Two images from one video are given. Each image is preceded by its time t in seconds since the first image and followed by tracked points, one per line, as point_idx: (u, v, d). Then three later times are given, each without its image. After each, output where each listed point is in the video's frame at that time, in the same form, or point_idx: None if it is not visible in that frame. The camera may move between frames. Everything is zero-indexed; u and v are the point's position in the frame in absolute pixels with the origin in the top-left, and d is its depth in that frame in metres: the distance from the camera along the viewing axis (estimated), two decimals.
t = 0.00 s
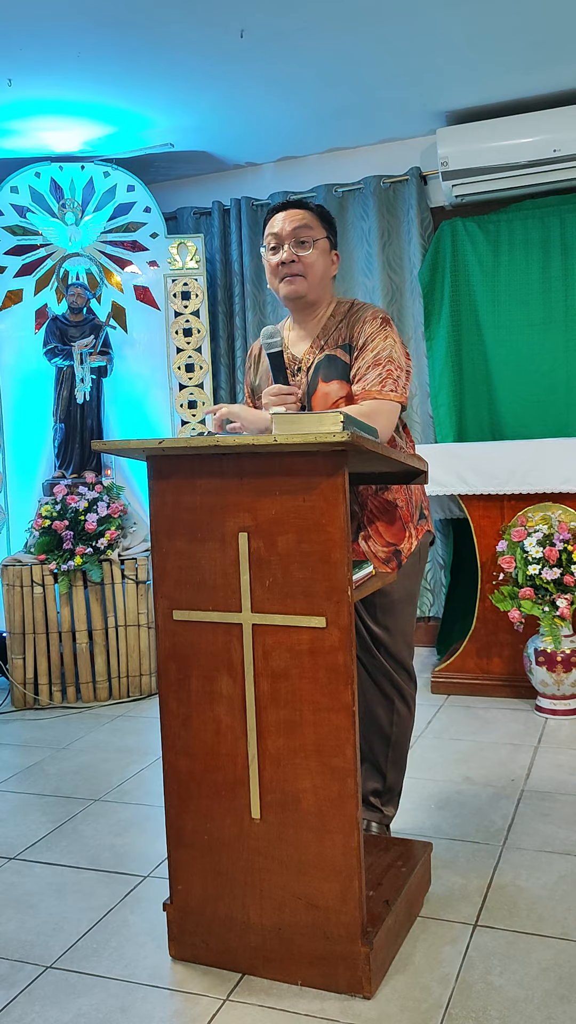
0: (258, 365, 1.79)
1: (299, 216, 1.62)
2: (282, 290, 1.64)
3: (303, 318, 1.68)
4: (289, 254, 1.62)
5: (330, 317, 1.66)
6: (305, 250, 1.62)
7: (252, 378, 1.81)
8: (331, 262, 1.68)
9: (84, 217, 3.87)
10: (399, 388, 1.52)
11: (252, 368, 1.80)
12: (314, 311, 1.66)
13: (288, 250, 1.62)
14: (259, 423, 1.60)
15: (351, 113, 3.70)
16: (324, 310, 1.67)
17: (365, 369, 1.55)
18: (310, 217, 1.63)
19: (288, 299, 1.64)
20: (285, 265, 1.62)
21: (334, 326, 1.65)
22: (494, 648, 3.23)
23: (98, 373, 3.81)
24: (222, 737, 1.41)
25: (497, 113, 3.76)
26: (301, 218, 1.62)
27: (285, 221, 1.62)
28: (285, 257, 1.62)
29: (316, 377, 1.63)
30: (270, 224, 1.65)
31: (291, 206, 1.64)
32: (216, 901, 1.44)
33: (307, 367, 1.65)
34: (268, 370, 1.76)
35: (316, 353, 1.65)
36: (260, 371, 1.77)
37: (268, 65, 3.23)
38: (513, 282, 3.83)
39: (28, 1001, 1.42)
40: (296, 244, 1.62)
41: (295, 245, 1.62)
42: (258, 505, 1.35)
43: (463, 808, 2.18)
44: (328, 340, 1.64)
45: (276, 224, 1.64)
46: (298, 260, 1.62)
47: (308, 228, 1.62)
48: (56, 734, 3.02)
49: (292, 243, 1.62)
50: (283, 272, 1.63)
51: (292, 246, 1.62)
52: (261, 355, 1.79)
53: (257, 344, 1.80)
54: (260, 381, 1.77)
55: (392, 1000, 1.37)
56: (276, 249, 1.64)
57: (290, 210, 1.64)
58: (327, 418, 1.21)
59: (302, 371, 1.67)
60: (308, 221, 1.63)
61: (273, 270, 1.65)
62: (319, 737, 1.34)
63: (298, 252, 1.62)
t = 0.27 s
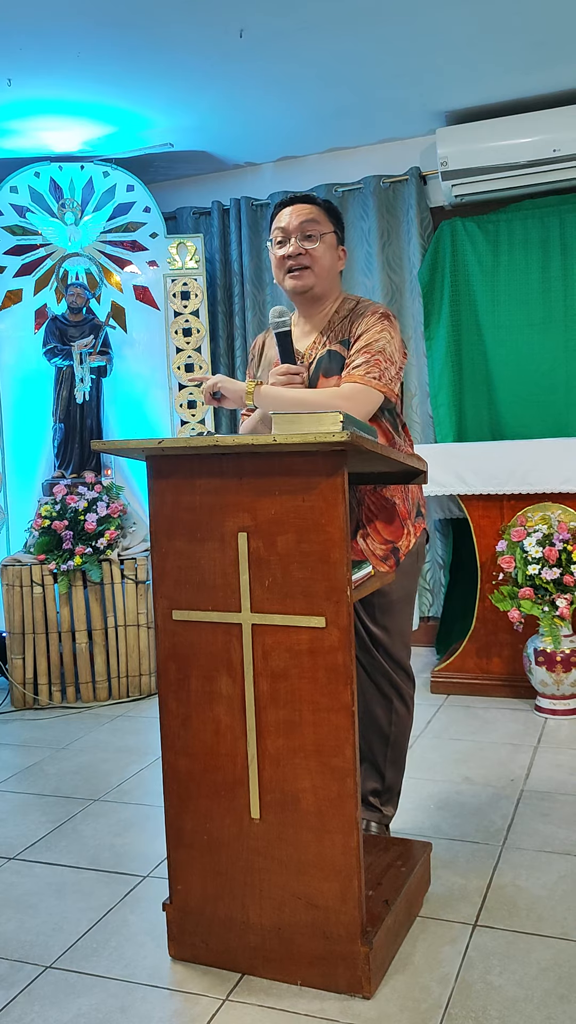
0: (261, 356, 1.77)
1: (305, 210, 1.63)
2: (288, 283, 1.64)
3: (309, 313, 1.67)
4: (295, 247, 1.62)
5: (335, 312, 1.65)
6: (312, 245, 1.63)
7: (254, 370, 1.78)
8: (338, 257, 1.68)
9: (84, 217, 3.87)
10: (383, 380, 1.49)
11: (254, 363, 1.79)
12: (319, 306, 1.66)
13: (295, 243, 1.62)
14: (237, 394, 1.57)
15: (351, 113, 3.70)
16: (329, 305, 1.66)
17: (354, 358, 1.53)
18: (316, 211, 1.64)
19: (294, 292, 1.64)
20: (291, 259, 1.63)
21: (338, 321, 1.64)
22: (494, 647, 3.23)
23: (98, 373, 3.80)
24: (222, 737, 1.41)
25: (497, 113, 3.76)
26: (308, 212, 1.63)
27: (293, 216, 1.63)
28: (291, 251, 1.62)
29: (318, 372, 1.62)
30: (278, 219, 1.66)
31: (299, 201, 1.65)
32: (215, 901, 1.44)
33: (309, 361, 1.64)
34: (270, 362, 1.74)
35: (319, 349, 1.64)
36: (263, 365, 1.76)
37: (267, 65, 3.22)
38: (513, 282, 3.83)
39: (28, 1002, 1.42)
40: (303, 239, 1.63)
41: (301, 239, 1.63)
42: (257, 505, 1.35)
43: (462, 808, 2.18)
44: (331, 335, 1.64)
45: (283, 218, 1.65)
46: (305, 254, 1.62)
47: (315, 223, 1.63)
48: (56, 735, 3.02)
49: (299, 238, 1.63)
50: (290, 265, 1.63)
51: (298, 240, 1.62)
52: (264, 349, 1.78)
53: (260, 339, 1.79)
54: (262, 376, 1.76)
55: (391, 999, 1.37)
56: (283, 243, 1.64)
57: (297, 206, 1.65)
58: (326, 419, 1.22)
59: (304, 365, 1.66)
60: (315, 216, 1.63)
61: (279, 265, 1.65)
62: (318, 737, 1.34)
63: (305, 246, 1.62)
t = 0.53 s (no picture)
0: (260, 355, 1.76)
1: (304, 214, 1.62)
2: (291, 289, 1.64)
3: (311, 317, 1.67)
4: (297, 253, 1.62)
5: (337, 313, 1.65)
6: (313, 249, 1.62)
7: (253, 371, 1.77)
8: (339, 259, 1.68)
9: (83, 217, 3.87)
10: (396, 380, 1.51)
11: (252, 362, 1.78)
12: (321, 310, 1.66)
13: (296, 249, 1.62)
14: (247, 395, 1.50)
15: (351, 113, 3.70)
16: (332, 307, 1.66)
17: (366, 358, 1.54)
18: (315, 215, 1.63)
19: (297, 297, 1.64)
20: (293, 264, 1.62)
21: (341, 322, 1.64)
22: (494, 648, 3.23)
23: (97, 373, 3.80)
24: (222, 738, 1.41)
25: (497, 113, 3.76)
26: (307, 216, 1.62)
27: (292, 220, 1.62)
28: (293, 257, 1.62)
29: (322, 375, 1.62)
30: (276, 223, 1.65)
31: (297, 205, 1.64)
32: (215, 901, 1.43)
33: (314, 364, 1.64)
34: (270, 362, 1.73)
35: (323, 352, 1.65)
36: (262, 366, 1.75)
37: (267, 65, 3.22)
38: (512, 282, 3.83)
39: (27, 1002, 1.42)
40: (304, 244, 1.62)
41: (303, 244, 1.62)
42: (257, 505, 1.35)
43: (462, 808, 2.18)
44: (335, 337, 1.64)
45: (283, 222, 1.64)
46: (307, 259, 1.61)
47: (314, 227, 1.62)
48: (56, 735, 3.02)
49: (300, 243, 1.62)
50: (291, 271, 1.63)
51: (300, 245, 1.62)
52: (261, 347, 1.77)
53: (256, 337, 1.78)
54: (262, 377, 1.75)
55: (391, 1000, 1.37)
56: (283, 250, 1.64)
57: (295, 209, 1.64)
58: (327, 419, 1.22)
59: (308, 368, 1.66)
60: (314, 219, 1.63)
61: (281, 270, 1.64)
62: (318, 737, 1.34)
63: (306, 251, 1.62)
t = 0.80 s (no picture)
0: (257, 356, 1.75)
1: (303, 217, 1.60)
2: (292, 294, 1.64)
3: (310, 320, 1.68)
4: (297, 258, 1.61)
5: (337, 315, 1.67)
6: (314, 254, 1.62)
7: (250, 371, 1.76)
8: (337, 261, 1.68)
9: (83, 218, 3.87)
10: (406, 380, 1.56)
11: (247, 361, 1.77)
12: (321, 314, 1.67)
13: (296, 255, 1.61)
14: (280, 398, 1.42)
15: (351, 113, 3.70)
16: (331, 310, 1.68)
17: (376, 359, 1.58)
18: (314, 217, 1.61)
19: (298, 302, 1.65)
20: (293, 270, 1.62)
21: (342, 323, 1.66)
22: (493, 648, 3.23)
23: (97, 373, 3.80)
24: (221, 738, 1.41)
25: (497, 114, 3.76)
26: (305, 219, 1.60)
27: (291, 223, 1.60)
28: (294, 262, 1.61)
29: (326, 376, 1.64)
30: (273, 226, 1.63)
31: (294, 206, 1.62)
32: (215, 902, 1.43)
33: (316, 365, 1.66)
34: (268, 364, 1.74)
35: (324, 354, 1.66)
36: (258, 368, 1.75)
37: (267, 66, 3.22)
38: (512, 282, 3.83)
39: (27, 1003, 1.42)
40: (304, 248, 1.61)
41: (303, 249, 1.61)
42: (257, 506, 1.35)
43: (462, 808, 2.18)
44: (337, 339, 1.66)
45: (280, 225, 1.62)
46: (307, 264, 1.61)
47: (314, 230, 1.61)
48: (56, 735, 3.02)
49: (300, 247, 1.61)
50: (292, 277, 1.62)
51: (300, 250, 1.61)
52: (256, 347, 1.76)
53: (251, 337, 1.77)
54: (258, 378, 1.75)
55: (391, 1000, 1.37)
56: (283, 254, 1.63)
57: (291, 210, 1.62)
58: (327, 420, 1.22)
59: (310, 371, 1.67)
60: (313, 223, 1.61)
61: (280, 275, 1.64)
62: (318, 737, 1.34)
63: (306, 256, 1.61)
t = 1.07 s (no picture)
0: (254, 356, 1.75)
1: (303, 219, 1.60)
2: (293, 296, 1.64)
3: (309, 321, 1.68)
4: (298, 260, 1.61)
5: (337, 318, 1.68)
6: (314, 255, 1.62)
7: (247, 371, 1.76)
8: (336, 261, 1.68)
9: (82, 218, 3.87)
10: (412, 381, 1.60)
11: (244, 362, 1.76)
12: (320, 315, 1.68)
13: (298, 256, 1.61)
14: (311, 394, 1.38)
15: (350, 114, 3.70)
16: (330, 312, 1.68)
17: (381, 362, 1.61)
18: (313, 218, 1.61)
19: (299, 304, 1.65)
20: (294, 272, 1.62)
21: (342, 326, 1.67)
22: (493, 648, 3.23)
23: (97, 374, 3.80)
24: (221, 738, 1.41)
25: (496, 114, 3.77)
26: (305, 220, 1.60)
27: (292, 224, 1.60)
28: (295, 264, 1.61)
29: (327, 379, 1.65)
30: (272, 226, 1.62)
31: (294, 207, 1.61)
32: (215, 902, 1.43)
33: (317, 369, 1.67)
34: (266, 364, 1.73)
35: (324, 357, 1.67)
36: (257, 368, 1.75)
37: (266, 66, 3.22)
38: (511, 282, 3.83)
39: (27, 1003, 1.42)
40: (304, 250, 1.61)
41: (303, 251, 1.61)
42: (257, 506, 1.35)
43: (462, 808, 2.18)
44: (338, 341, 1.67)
45: (280, 225, 1.61)
46: (308, 266, 1.61)
47: (314, 231, 1.61)
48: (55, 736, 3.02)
49: (300, 248, 1.61)
50: (293, 279, 1.62)
51: (300, 252, 1.61)
52: (253, 348, 1.76)
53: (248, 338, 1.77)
54: (256, 379, 1.75)
55: (390, 1001, 1.37)
56: (283, 254, 1.62)
57: (290, 211, 1.61)
58: (326, 420, 1.22)
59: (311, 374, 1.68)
60: (313, 224, 1.61)
61: (280, 276, 1.63)
62: (318, 737, 1.34)
63: (307, 258, 1.61)
